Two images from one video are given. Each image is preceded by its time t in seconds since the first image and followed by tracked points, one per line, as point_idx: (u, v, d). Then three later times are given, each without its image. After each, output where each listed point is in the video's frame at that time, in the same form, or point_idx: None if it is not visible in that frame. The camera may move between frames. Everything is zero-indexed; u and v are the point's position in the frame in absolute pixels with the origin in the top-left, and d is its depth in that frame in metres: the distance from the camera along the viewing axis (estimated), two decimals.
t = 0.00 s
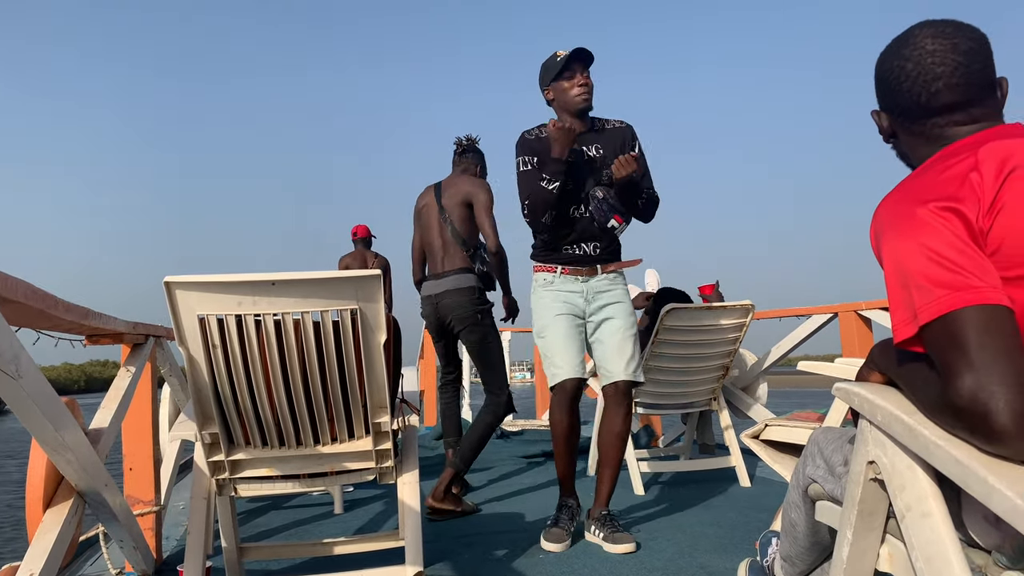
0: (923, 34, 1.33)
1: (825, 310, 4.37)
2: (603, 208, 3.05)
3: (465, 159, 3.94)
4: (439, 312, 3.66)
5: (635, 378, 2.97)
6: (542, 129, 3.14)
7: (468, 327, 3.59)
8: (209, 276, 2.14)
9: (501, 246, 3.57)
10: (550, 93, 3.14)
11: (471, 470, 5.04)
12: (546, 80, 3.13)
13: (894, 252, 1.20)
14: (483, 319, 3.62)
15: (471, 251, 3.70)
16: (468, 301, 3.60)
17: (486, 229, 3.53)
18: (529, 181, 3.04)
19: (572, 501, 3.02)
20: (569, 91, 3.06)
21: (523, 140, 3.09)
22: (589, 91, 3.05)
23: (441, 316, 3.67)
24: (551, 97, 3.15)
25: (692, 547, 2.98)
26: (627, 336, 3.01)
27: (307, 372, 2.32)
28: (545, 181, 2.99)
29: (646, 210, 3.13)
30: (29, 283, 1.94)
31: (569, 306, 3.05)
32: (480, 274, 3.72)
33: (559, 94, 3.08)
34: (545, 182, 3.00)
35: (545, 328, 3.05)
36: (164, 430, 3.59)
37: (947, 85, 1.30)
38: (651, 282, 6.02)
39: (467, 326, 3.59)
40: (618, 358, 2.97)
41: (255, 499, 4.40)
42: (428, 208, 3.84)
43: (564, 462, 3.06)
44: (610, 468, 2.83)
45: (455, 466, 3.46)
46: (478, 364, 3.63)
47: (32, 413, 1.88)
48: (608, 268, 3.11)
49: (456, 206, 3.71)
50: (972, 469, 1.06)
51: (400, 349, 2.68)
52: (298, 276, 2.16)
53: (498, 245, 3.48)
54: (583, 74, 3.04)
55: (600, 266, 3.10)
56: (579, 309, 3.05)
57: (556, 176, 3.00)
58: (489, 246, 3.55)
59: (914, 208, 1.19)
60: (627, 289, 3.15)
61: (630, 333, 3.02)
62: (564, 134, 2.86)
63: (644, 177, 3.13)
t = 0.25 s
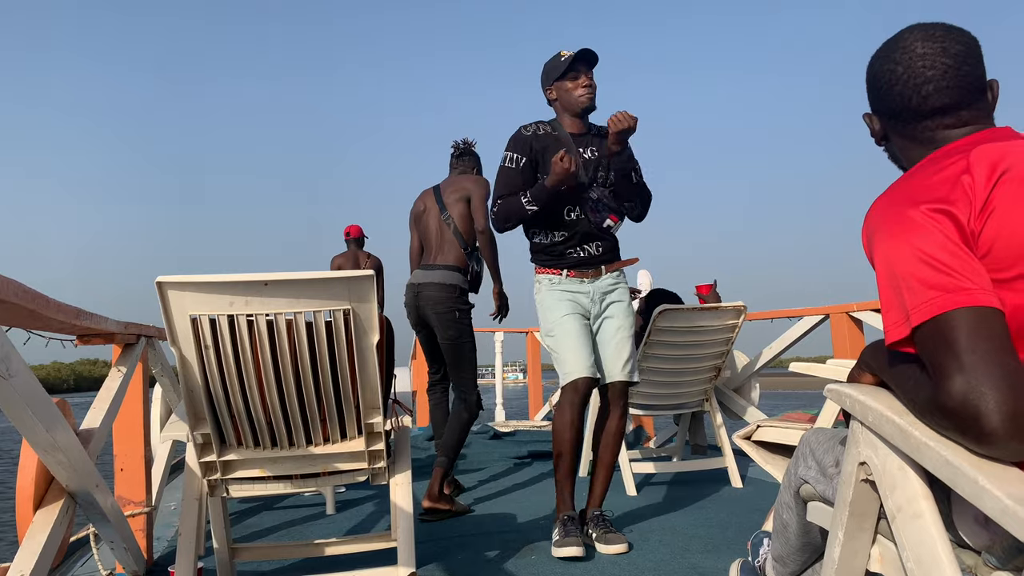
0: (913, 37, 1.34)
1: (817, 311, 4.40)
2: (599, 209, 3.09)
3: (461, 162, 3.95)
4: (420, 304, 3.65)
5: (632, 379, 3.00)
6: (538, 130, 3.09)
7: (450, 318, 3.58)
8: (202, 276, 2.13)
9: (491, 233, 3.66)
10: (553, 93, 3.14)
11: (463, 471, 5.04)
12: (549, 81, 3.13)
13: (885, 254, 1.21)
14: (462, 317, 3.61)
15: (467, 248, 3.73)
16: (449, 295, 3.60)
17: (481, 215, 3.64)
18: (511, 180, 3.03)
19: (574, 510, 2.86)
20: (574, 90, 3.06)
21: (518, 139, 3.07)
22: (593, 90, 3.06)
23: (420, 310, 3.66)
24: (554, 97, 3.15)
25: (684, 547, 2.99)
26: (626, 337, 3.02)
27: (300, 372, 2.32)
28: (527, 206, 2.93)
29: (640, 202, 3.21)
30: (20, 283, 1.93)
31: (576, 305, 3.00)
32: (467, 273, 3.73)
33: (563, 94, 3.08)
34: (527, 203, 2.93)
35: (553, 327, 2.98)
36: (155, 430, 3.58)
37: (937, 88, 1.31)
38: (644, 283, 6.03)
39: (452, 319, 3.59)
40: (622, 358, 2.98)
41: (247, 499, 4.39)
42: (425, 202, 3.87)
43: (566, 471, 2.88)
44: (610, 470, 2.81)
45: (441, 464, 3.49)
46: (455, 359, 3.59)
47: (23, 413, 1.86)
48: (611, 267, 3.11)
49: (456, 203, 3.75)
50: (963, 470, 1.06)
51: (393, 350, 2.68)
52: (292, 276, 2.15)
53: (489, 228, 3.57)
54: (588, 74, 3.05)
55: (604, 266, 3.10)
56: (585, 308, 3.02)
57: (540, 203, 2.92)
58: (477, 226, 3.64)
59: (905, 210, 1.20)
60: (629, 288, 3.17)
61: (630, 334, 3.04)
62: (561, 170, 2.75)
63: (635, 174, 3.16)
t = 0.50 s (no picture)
0: (904, 39, 1.35)
1: (812, 312, 4.41)
2: (596, 212, 3.07)
3: (452, 162, 3.94)
4: (421, 302, 3.66)
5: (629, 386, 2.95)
6: (535, 131, 3.10)
7: (451, 315, 3.59)
8: (197, 275, 2.13)
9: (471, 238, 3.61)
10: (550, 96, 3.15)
11: (458, 471, 5.03)
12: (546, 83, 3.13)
13: (879, 256, 1.21)
14: (464, 310, 3.62)
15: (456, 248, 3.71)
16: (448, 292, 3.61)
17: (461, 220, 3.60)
18: (500, 180, 3.06)
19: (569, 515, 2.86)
20: (571, 93, 3.06)
21: (514, 139, 3.08)
22: (590, 93, 3.06)
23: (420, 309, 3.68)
24: (551, 100, 3.16)
25: (679, 548, 3.00)
26: (620, 344, 2.99)
27: (295, 372, 2.31)
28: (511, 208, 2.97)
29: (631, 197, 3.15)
30: (14, 282, 1.92)
31: (562, 314, 2.99)
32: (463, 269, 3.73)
33: (560, 97, 3.08)
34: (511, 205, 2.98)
35: (540, 337, 2.96)
36: (149, 430, 3.56)
37: (928, 90, 1.31)
38: (641, 283, 6.04)
39: (451, 315, 3.59)
40: (611, 366, 2.96)
41: (241, 500, 4.38)
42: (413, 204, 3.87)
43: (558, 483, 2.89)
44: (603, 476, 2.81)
45: (447, 455, 3.44)
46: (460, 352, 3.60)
47: (16, 413, 1.86)
48: (598, 275, 3.10)
49: (439, 208, 3.74)
50: (958, 470, 1.07)
51: (388, 350, 2.68)
52: (286, 276, 2.15)
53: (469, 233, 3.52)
54: (585, 76, 3.05)
55: (592, 273, 3.09)
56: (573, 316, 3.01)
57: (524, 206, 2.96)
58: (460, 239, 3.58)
59: (898, 212, 1.20)
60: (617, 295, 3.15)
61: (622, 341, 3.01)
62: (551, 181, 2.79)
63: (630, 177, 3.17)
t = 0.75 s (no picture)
0: (897, 40, 1.35)
1: (811, 312, 4.41)
2: (596, 213, 3.03)
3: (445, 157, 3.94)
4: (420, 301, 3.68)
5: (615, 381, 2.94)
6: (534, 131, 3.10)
7: (448, 315, 3.63)
8: (196, 275, 2.13)
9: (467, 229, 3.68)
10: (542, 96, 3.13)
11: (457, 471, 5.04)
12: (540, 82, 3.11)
13: (875, 257, 1.21)
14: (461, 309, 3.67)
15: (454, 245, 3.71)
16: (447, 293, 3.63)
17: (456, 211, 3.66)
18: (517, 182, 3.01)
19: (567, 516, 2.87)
20: (563, 95, 3.04)
21: (516, 140, 3.06)
22: (581, 96, 3.04)
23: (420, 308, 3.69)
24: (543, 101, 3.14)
25: (678, 548, 3.00)
26: (606, 340, 2.98)
27: (294, 372, 2.31)
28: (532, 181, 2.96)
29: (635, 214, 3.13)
30: (13, 283, 1.92)
31: (547, 309, 3.01)
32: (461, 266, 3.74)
33: (552, 98, 3.07)
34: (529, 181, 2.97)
35: (523, 333, 2.99)
36: (148, 431, 3.56)
37: (919, 91, 1.32)
38: (647, 282, 6.04)
39: (449, 315, 3.63)
40: (597, 361, 2.94)
41: (240, 500, 4.38)
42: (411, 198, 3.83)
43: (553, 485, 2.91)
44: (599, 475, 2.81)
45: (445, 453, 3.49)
46: (453, 351, 3.63)
47: (16, 413, 1.86)
48: (586, 274, 3.10)
49: (439, 199, 3.72)
50: (957, 471, 1.07)
51: (387, 350, 2.68)
52: (285, 276, 2.15)
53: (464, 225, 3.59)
54: (578, 79, 3.04)
55: (578, 272, 3.09)
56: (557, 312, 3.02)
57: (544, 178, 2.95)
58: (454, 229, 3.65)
59: (895, 213, 1.20)
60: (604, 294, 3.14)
61: (609, 337, 3.00)
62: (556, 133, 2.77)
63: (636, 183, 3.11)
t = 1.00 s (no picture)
0: (896, 41, 1.35)
1: (812, 312, 4.41)
2: (604, 206, 3.02)
3: (439, 143, 3.92)
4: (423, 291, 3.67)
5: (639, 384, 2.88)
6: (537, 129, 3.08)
7: (451, 302, 3.63)
8: (198, 275, 2.13)
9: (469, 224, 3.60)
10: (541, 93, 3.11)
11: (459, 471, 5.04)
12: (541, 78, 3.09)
13: (874, 259, 1.21)
14: (465, 298, 3.66)
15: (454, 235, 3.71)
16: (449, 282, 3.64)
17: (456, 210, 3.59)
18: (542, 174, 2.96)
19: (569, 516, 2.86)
20: (565, 94, 3.05)
21: (520, 135, 3.06)
22: (582, 97, 3.07)
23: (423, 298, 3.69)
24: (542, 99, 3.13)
25: (681, 547, 3.00)
26: (626, 341, 2.93)
27: (296, 372, 2.32)
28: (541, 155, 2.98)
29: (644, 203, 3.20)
30: (16, 283, 1.92)
31: (559, 314, 2.96)
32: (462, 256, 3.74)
33: (554, 96, 3.06)
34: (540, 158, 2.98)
35: (535, 338, 2.94)
36: (150, 430, 3.57)
37: (917, 93, 1.32)
38: (641, 282, 6.04)
39: (450, 301, 3.63)
40: (620, 366, 2.88)
41: (242, 500, 4.39)
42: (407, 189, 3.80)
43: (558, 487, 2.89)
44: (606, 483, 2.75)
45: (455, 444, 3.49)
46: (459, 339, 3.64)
47: (18, 412, 1.86)
48: (597, 277, 3.04)
49: (435, 193, 3.69)
50: (958, 470, 1.07)
51: (389, 349, 2.68)
52: (287, 277, 2.15)
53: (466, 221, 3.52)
54: (581, 79, 3.05)
55: (591, 274, 3.02)
56: (570, 316, 2.98)
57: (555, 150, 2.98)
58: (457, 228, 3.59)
59: (893, 214, 1.20)
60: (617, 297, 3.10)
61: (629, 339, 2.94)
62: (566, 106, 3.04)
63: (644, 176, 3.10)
